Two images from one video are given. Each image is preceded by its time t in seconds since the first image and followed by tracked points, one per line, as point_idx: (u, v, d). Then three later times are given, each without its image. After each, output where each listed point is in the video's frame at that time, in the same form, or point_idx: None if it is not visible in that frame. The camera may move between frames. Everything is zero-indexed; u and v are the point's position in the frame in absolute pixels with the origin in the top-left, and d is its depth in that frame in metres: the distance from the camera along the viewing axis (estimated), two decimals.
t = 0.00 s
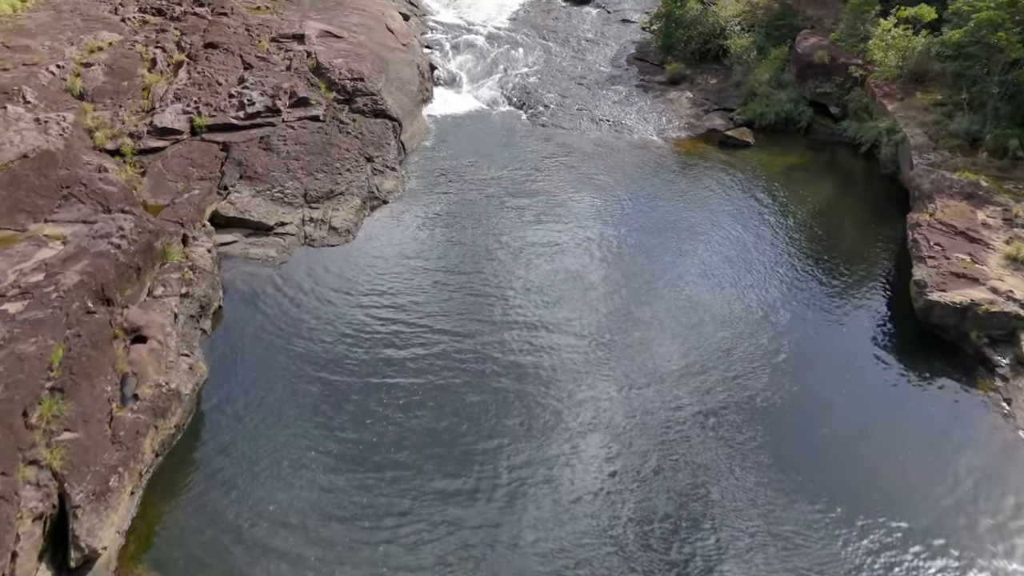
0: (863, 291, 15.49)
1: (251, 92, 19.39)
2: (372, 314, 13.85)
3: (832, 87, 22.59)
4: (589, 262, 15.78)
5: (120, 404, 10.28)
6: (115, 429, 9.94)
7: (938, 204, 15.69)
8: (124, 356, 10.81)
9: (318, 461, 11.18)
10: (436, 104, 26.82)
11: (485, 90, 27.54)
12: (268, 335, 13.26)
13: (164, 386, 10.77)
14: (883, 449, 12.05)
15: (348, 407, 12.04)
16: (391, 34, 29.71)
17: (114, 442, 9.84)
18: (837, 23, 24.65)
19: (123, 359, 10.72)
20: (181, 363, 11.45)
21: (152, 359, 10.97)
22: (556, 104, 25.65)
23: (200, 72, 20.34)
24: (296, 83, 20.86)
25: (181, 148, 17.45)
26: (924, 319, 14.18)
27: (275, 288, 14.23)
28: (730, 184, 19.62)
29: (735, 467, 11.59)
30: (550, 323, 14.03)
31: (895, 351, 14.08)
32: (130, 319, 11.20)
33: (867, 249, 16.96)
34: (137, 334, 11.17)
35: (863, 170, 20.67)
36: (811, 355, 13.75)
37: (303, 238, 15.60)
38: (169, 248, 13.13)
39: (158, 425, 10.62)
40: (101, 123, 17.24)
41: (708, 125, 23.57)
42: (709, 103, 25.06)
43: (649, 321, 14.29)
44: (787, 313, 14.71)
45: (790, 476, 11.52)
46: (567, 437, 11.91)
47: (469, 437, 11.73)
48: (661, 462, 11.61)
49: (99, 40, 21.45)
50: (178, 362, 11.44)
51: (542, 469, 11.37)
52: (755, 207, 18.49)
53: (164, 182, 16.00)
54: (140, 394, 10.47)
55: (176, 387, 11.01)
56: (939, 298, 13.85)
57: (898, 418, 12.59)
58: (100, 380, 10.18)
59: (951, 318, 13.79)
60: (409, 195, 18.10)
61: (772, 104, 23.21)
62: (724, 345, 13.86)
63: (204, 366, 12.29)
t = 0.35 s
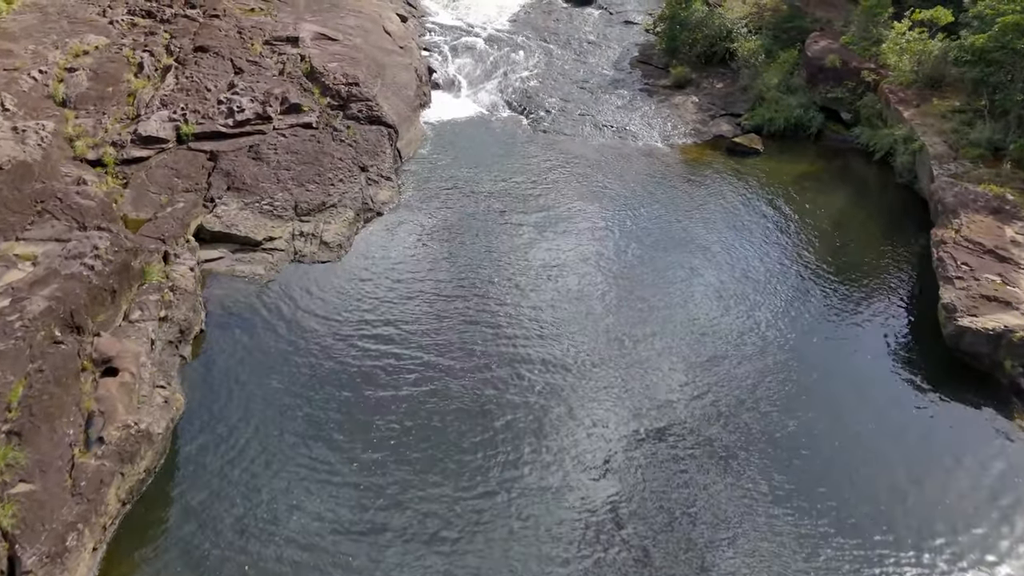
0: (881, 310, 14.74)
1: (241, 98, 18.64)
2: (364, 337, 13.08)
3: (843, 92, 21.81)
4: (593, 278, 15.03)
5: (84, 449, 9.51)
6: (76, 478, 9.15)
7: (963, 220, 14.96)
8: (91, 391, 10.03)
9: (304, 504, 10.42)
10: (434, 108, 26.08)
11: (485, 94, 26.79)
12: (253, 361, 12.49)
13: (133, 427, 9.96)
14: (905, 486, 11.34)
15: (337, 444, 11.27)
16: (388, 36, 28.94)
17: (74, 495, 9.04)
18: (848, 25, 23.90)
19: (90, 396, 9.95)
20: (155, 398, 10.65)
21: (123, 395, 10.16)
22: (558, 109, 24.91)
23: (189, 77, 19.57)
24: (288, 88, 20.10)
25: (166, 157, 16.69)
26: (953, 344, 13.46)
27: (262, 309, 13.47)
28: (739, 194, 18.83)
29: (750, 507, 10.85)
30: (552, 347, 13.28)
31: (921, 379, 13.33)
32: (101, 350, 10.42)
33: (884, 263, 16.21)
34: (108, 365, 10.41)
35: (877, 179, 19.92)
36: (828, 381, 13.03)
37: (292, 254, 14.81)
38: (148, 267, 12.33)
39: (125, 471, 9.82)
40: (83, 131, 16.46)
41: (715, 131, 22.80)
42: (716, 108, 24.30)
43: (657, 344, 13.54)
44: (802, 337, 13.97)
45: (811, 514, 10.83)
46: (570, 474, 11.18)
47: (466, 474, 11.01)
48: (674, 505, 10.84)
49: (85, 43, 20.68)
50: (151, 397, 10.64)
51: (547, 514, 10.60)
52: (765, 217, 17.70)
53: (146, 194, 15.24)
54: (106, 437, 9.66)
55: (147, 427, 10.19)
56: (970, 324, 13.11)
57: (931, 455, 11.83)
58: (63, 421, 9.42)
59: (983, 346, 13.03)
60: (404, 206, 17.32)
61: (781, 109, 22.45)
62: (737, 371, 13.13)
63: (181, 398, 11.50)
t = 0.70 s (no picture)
0: (902, 335, 14.02)
1: (230, 106, 17.91)
2: (356, 363, 12.30)
3: (856, 98, 21.06)
4: (597, 299, 14.27)
5: (39, 504, 8.70)
6: (27, 541, 8.31)
7: (993, 238, 14.23)
8: (52, 436, 9.22)
9: (290, 553, 9.55)
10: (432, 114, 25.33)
11: (484, 99, 26.05)
12: (234, 388, 11.58)
13: (96, 478, 9.13)
14: (937, 531, 10.56)
15: (326, 482, 10.42)
16: (385, 39, 28.20)
17: (24, 559, 8.19)
18: (859, 28, 23.14)
19: (51, 442, 9.15)
20: (123, 441, 9.86)
21: (86, 440, 9.36)
22: (560, 115, 24.16)
23: (176, 83, 18.81)
24: (280, 95, 19.35)
25: (150, 168, 15.93)
26: (988, 375, 12.67)
27: (245, 331, 12.59)
28: (749, 206, 18.04)
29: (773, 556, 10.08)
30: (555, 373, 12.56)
31: (950, 412, 12.58)
32: (67, 386, 9.63)
33: (903, 281, 15.45)
34: (73, 405, 9.58)
35: (892, 190, 19.16)
36: (851, 414, 12.27)
37: (280, 271, 14.01)
38: (124, 290, 11.57)
39: (85, 528, 8.95)
40: (63, 141, 15.72)
41: (723, 138, 22.03)
42: (723, 114, 23.57)
43: (665, 372, 12.82)
44: (818, 363, 13.25)
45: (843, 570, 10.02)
46: (575, 519, 10.34)
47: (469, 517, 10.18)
48: (691, 551, 10.10)
49: (69, 47, 19.92)
50: (119, 440, 9.84)
51: (557, 559, 9.81)
52: (776, 231, 16.92)
53: (127, 208, 14.48)
54: (64, 490, 8.85)
55: (111, 478, 9.36)
56: (1006, 355, 12.31)
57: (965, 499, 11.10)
58: (18, 472, 8.59)
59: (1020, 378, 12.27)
60: (400, 220, 16.55)
61: (790, 115, 21.70)
62: (751, 402, 12.37)
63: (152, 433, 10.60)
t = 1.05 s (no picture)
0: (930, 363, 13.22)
1: (218, 114, 17.14)
2: (347, 393, 11.46)
3: (870, 104, 20.27)
4: (603, 322, 13.50)
5: None
6: None
7: None
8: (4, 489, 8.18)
9: None
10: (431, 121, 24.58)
11: (484, 105, 25.28)
12: (215, 424, 10.67)
13: (49, 539, 8.09)
14: None
15: (312, 534, 9.41)
16: (382, 42, 27.45)
17: None
18: (872, 31, 22.34)
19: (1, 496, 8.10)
20: (86, 492, 8.97)
21: (44, 493, 8.36)
22: (562, 121, 23.38)
23: (162, 90, 18.03)
24: (271, 102, 18.55)
25: (132, 180, 15.11)
26: None
27: (228, 359, 11.71)
28: (761, 220, 17.13)
29: None
30: (559, 402, 11.82)
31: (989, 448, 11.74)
32: (26, 431, 8.70)
33: (926, 301, 14.64)
34: (32, 453, 8.63)
35: (910, 201, 18.38)
36: (878, 452, 11.42)
37: (266, 292, 13.20)
38: (97, 316, 10.75)
39: None
40: (41, 152, 14.94)
41: (731, 146, 21.23)
42: (731, 120, 22.79)
43: (676, 402, 12.07)
44: (841, 393, 12.43)
45: None
46: (583, 568, 9.46)
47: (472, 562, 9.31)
48: None
49: (52, 52, 19.15)
50: (81, 492, 8.92)
51: None
52: (790, 248, 16.03)
53: (106, 224, 13.68)
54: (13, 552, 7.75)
55: (68, 538, 8.36)
56: None
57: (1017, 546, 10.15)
58: None
59: None
60: (395, 236, 15.72)
61: (801, 122, 20.92)
62: (769, 434, 11.59)
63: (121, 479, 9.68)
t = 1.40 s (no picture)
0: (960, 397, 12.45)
1: (204, 123, 16.33)
2: (338, 430, 10.66)
3: (886, 111, 19.46)
4: (610, 348, 12.72)
5: None
6: None
7: None
8: None
9: None
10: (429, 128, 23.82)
11: (484, 112, 24.51)
12: (189, 471, 9.83)
13: None
14: None
15: None
16: (380, 45, 26.66)
17: None
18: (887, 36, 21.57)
19: None
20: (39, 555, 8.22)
21: None
22: (565, 128, 22.59)
23: (147, 97, 17.22)
24: (261, 110, 17.73)
25: (112, 193, 14.29)
26: None
27: (206, 394, 10.86)
28: (774, 236, 16.29)
29: None
30: (566, 438, 11.03)
31: None
32: None
33: (952, 327, 13.93)
34: None
35: (930, 214, 17.58)
36: (911, 497, 10.65)
37: (251, 315, 12.38)
38: (64, 349, 9.94)
39: None
40: (16, 165, 14.15)
41: (740, 155, 20.45)
42: (739, 127, 22.00)
43: (690, 437, 11.29)
44: (867, 431, 11.64)
45: None
46: None
47: None
48: None
49: (33, 57, 18.35)
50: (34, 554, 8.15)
51: None
52: (805, 268, 15.20)
53: (81, 243, 12.87)
54: None
55: None
56: None
57: None
58: None
59: None
60: (392, 253, 14.93)
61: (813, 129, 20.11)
62: (789, 474, 10.81)
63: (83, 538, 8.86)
